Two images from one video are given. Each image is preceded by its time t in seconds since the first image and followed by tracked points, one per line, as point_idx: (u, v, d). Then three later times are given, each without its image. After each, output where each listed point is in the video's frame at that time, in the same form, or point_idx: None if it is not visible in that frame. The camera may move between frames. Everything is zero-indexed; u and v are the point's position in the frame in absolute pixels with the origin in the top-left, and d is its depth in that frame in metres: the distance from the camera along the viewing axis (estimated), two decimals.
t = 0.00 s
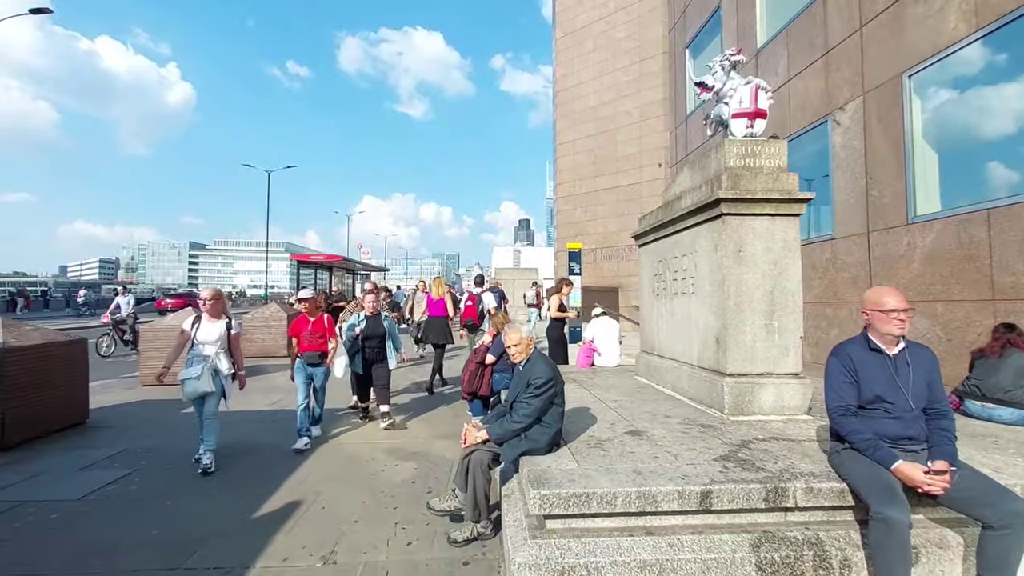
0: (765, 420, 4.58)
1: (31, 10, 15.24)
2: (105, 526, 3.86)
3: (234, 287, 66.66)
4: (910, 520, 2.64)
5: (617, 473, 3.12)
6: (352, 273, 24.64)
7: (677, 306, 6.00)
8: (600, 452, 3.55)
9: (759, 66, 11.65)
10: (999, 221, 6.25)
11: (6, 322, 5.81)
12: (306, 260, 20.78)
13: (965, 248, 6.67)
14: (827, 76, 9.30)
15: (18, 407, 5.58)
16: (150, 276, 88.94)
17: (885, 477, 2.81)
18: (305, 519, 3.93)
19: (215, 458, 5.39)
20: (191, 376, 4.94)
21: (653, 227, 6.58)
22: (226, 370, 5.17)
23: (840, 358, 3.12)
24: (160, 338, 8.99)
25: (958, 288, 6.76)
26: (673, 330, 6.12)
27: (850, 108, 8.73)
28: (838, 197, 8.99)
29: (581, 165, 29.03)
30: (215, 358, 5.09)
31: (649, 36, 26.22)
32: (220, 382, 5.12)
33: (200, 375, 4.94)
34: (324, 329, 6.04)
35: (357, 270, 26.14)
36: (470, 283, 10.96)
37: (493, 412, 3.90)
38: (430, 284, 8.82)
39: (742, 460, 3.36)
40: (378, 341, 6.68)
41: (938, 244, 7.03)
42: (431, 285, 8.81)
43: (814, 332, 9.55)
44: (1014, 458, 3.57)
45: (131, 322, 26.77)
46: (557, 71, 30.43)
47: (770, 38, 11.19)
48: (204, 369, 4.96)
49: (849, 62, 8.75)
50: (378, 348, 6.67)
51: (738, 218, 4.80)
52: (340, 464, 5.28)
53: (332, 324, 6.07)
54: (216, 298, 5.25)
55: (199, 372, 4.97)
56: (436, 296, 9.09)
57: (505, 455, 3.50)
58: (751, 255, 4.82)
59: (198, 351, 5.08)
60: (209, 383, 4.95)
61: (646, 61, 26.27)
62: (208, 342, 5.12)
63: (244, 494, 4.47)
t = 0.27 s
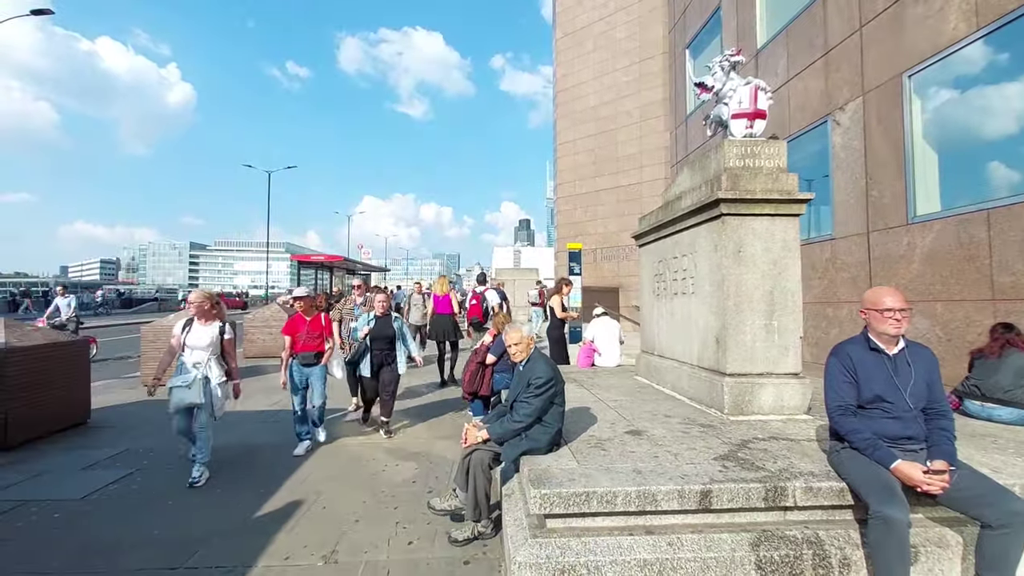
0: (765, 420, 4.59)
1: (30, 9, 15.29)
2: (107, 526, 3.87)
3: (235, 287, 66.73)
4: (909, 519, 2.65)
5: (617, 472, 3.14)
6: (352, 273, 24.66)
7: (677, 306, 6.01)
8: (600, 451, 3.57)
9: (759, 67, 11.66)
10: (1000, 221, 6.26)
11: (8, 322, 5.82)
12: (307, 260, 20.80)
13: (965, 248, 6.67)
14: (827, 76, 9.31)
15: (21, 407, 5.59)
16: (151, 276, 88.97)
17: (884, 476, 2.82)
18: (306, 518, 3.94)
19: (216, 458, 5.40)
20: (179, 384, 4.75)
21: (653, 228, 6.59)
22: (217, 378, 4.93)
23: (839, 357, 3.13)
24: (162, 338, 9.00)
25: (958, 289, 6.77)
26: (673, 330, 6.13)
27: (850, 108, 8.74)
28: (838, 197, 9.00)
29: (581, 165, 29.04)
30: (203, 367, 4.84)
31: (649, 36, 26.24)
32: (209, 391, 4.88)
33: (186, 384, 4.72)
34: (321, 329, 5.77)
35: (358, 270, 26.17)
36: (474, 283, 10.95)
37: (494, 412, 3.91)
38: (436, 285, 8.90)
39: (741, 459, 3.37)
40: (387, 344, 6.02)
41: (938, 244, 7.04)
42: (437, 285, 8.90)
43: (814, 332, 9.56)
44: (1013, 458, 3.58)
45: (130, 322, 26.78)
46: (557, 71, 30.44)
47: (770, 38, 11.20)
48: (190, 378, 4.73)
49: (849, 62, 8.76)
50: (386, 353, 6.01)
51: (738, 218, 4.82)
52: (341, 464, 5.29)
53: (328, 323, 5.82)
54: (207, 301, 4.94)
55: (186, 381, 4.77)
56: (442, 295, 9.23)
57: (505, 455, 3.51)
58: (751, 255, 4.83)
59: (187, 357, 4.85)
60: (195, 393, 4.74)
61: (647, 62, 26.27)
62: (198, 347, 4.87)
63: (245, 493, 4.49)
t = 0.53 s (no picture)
0: (765, 419, 4.60)
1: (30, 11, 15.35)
2: (109, 526, 3.88)
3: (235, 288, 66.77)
4: (909, 518, 2.65)
5: (618, 472, 3.14)
6: (353, 274, 24.69)
7: (678, 306, 6.02)
8: (601, 451, 3.57)
9: (759, 67, 11.66)
10: (999, 221, 6.27)
11: (10, 323, 5.84)
12: (307, 260, 20.81)
13: (965, 247, 6.68)
14: (826, 76, 9.32)
15: (22, 408, 5.60)
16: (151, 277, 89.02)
17: (885, 476, 2.82)
18: (308, 518, 3.95)
19: (217, 458, 5.41)
20: (168, 392, 4.42)
21: (653, 228, 6.61)
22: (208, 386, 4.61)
23: (840, 357, 3.14)
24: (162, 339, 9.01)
25: (958, 288, 6.78)
26: (674, 330, 6.14)
27: (850, 108, 8.75)
28: (838, 197, 9.01)
29: (581, 165, 29.06)
30: (194, 374, 4.52)
31: (648, 37, 26.26)
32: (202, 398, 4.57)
33: (178, 393, 4.41)
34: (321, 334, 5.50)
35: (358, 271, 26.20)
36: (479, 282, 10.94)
37: (495, 412, 3.92)
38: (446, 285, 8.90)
39: (742, 458, 3.38)
40: (393, 348, 5.81)
41: (938, 244, 7.05)
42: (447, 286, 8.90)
43: (814, 332, 9.56)
44: (1013, 457, 3.59)
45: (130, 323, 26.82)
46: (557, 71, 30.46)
47: (770, 39, 11.21)
48: (182, 386, 4.42)
49: (848, 62, 8.77)
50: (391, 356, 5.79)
51: (738, 218, 4.83)
52: (342, 464, 5.30)
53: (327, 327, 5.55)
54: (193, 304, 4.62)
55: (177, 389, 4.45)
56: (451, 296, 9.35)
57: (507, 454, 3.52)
58: (751, 255, 4.84)
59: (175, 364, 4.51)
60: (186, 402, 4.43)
61: (646, 62, 26.28)
62: (187, 353, 4.54)
63: (246, 493, 4.49)
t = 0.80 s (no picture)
0: (770, 418, 4.60)
1: (31, 14, 15.42)
2: (114, 527, 3.89)
3: (237, 289, 66.88)
4: (915, 515, 2.66)
5: (623, 470, 3.15)
6: (354, 275, 24.74)
7: (681, 305, 6.02)
8: (606, 450, 3.58)
9: (760, 66, 11.65)
10: (1002, 219, 6.26)
11: (15, 325, 5.86)
12: (309, 262, 20.80)
13: (968, 245, 6.67)
14: (828, 75, 9.31)
15: (28, 409, 5.62)
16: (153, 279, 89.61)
17: (891, 473, 2.83)
18: (313, 519, 3.96)
19: (223, 458, 5.43)
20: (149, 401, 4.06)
21: (656, 227, 6.61)
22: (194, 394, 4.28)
23: (846, 355, 3.14)
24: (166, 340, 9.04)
25: (961, 286, 6.77)
26: (677, 329, 6.14)
27: (852, 106, 8.74)
28: (841, 195, 8.99)
29: (582, 165, 29.05)
30: (181, 380, 4.18)
31: (649, 36, 26.26)
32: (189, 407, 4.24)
33: (163, 401, 4.06)
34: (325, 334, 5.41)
35: (360, 272, 26.22)
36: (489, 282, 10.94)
37: (499, 411, 3.93)
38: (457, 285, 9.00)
39: (748, 457, 3.38)
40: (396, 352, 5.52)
41: (941, 242, 7.04)
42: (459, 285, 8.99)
43: (817, 331, 9.54)
44: (1018, 454, 3.59)
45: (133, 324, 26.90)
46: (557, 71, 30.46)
47: (771, 37, 11.20)
48: (167, 394, 4.07)
49: (850, 60, 8.76)
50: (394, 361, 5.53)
51: (741, 217, 4.83)
52: (347, 464, 5.31)
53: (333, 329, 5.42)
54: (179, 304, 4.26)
55: (161, 397, 4.10)
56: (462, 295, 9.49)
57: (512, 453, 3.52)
58: (754, 253, 4.84)
59: (159, 369, 4.16)
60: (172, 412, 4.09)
61: (647, 61, 26.26)
62: (173, 357, 4.19)
63: (251, 493, 4.50)
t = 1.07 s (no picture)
0: (782, 418, 4.58)
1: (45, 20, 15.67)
2: (130, 526, 3.95)
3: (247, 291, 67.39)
4: (931, 516, 2.65)
5: (635, 470, 3.15)
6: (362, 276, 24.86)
7: (691, 305, 6.01)
8: (617, 450, 3.58)
9: (769, 64, 11.58)
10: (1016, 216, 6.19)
11: (32, 327, 5.95)
12: (318, 263, 20.91)
13: (982, 243, 6.60)
14: (838, 72, 9.25)
15: (45, 410, 5.71)
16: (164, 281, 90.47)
17: (906, 474, 2.81)
18: (326, 518, 3.99)
19: (236, 458, 5.48)
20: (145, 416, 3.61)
21: (665, 227, 6.60)
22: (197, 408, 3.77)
23: (860, 354, 3.12)
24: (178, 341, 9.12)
25: (975, 284, 6.70)
26: (687, 328, 6.12)
27: (863, 104, 8.67)
28: (852, 193, 8.92)
29: (589, 164, 29.02)
30: (178, 394, 3.70)
31: (655, 35, 26.19)
32: (187, 424, 3.76)
33: (156, 419, 3.60)
34: (332, 338, 5.10)
35: (368, 273, 26.34)
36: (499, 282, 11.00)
37: (511, 411, 3.94)
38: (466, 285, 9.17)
39: (760, 457, 3.37)
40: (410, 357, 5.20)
41: (954, 240, 6.97)
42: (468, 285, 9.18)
43: (828, 330, 9.48)
44: None
45: (145, 326, 27.17)
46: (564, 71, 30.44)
47: (780, 35, 11.14)
48: (160, 411, 3.61)
49: (860, 57, 8.69)
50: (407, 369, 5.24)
51: (752, 216, 4.81)
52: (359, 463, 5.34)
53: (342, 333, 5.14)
54: (180, 308, 3.75)
55: (155, 412, 3.64)
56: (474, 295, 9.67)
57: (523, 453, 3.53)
58: (765, 253, 4.81)
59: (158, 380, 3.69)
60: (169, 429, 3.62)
61: (654, 60, 26.18)
62: (170, 368, 3.70)
63: (264, 493, 4.54)
